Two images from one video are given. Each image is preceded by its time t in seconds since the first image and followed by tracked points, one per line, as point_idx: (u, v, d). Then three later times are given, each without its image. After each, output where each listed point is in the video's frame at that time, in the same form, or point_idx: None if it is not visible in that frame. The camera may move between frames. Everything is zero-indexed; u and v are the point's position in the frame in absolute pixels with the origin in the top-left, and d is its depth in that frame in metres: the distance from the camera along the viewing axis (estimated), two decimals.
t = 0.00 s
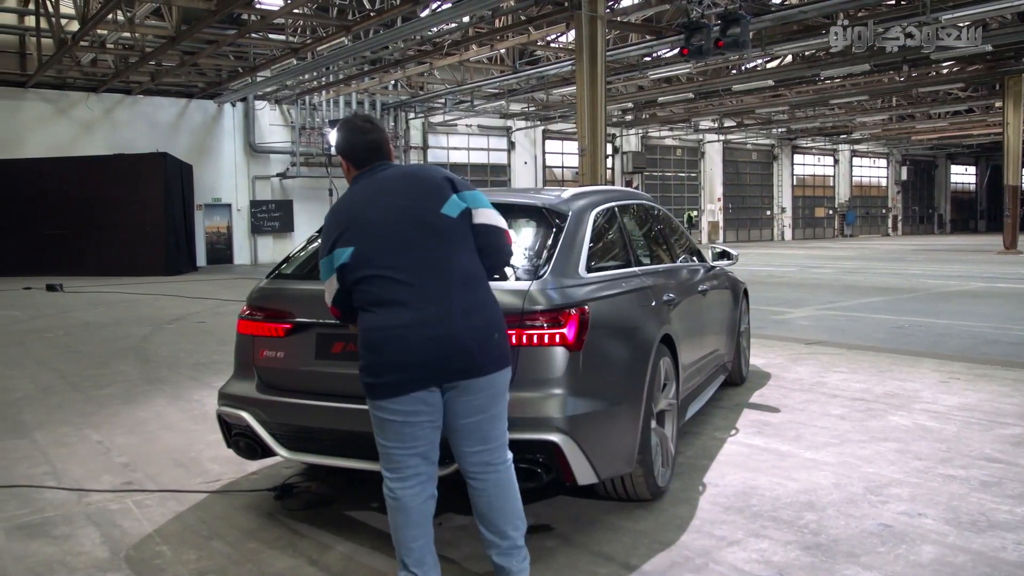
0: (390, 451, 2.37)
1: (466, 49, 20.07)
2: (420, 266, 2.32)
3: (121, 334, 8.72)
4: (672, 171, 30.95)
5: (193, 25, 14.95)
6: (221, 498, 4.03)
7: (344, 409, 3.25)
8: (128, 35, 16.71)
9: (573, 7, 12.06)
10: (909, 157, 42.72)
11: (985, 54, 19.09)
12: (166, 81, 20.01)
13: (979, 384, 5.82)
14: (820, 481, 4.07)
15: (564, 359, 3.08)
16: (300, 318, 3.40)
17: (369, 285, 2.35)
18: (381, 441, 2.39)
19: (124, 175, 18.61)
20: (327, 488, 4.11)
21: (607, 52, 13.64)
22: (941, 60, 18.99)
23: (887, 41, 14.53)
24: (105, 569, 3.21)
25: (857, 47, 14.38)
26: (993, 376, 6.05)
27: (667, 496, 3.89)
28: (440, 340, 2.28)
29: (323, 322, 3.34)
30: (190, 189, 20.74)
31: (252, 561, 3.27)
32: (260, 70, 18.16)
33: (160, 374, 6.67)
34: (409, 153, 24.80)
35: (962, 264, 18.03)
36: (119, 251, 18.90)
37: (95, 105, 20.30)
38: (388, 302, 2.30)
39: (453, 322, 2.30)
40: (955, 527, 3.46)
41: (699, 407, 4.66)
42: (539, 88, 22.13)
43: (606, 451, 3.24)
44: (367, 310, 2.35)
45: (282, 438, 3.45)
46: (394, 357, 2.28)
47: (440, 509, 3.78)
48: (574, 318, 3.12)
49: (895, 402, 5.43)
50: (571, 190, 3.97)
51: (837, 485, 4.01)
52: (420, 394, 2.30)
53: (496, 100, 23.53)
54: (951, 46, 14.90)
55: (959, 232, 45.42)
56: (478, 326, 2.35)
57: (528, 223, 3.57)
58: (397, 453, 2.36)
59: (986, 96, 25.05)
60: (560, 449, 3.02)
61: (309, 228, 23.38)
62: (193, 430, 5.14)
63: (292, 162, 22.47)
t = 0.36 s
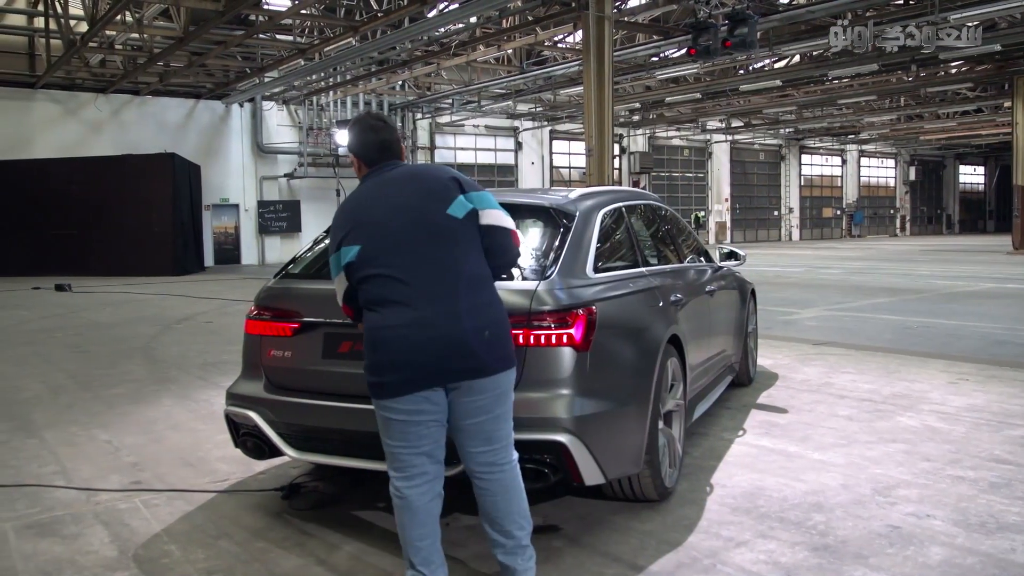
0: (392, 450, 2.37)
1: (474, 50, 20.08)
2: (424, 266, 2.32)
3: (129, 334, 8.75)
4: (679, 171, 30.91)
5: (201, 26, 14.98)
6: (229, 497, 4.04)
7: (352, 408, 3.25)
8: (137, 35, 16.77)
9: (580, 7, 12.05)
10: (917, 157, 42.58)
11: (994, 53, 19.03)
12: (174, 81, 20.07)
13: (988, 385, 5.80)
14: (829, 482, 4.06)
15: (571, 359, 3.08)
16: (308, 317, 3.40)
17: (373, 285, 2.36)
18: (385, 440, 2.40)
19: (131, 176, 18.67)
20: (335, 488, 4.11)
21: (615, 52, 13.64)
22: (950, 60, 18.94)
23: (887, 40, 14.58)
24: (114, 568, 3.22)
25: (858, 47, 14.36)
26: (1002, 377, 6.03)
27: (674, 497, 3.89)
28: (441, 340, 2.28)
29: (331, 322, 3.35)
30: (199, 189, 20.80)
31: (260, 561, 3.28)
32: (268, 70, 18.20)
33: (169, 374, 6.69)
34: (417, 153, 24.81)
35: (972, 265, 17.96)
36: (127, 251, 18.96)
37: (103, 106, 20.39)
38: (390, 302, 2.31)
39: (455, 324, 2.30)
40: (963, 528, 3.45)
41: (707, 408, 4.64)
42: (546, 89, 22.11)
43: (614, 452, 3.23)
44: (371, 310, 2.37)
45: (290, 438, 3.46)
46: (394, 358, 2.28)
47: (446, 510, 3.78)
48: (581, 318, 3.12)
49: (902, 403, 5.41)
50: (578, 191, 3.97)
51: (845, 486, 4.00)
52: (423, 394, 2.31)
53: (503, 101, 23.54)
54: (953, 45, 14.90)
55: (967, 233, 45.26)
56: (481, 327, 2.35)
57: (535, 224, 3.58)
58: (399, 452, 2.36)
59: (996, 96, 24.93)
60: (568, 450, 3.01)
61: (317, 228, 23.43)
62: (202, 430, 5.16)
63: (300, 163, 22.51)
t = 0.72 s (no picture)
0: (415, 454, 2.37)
1: (477, 52, 20.10)
2: (468, 269, 2.34)
3: (133, 335, 8.76)
4: (683, 172, 30.90)
5: (205, 28, 15.01)
6: (233, 498, 4.04)
7: (354, 408, 3.25)
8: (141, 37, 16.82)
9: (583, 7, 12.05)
10: (921, 159, 42.55)
11: (998, 54, 19.02)
12: (178, 83, 20.12)
13: (992, 387, 5.79)
14: (832, 483, 4.05)
15: (575, 361, 3.08)
16: (310, 316, 3.41)
17: (410, 284, 2.33)
18: (404, 443, 2.39)
19: (137, 178, 18.72)
20: (338, 489, 4.11)
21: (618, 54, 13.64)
22: (953, 61, 18.93)
23: (886, 41, 14.61)
24: (117, 569, 3.22)
25: (857, 47, 14.33)
26: (1005, 379, 6.01)
27: (677, 498, 3.88)
28: (484, 344, 2.31)
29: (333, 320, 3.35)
30: (202, 191, 20.84)
31: (263, 561, 3.28)
32: (272, 72, 18.22)
33: (173, 375, 6.70)
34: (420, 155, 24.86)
35: (975, 266, 17.93)
36: (132, 252, 18.99)
37: (108, 107, 20.42)
38: (431, 304, 2.30)
39: (497, 327, 2.34)
40: (967, 530, 3.44)
41: (710, 409, 4.64)
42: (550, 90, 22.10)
43: (617, 453, 3.23)
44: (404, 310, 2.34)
45: (293, 439, 3.46)
46: (436, 360, 2.28)
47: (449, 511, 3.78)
48: (585, 319, 3.12)
49: (906, 404, 5.40)
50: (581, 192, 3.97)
51: (849, 488, 3.99)
52: (454, 396, 2.32)
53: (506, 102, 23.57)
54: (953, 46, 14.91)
55: (971, 234, 45.21)
56: (516, 331, 2.39)
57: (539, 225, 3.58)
58: (422, 454, 2.36)
59: (1000, 97, 24.89)
60: (571, 451, 3.01)
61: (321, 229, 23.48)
62: (205, 431, 5.17)
63: (303, 164, 22.54)
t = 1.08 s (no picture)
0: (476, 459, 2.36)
1: (478, 54, 20.12)
2: (574, 281, 2.40)
3: (135, 338, 8.77)
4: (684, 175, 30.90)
5: (207, 30, 15.03)
6: (234, 501, 4.04)
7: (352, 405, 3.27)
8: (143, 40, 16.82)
9: (584, 10, 12.06)
10: (922, 161, 42.56)
11: (999, 57, 19.02)
12: (180, 86, 20.12)
13: (994, 390, 5.78)
14: (833, 486, 4.05)
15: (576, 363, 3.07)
16: (306, 301, 3.41)
17: (528, 289, 2.30)
18: (465, 445, 2.36)
19: (138, 180, 18.75)
20: (339, 492, 4.11)
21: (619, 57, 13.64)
22: (955, 63, 18.93)
23: (886, 41, 14.62)
24: (118, 572, 3.22)
25: (857, 47, 14.31)
26: (1006, 381, 6.01)
27: (678, 500, 3.87)
28: (584, 355, 2.39)
29: (330, 306, 3.36)
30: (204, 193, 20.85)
31: (264, 564, 3.28)
32: (273, 74, 18.24)
33: (174, 377, 6.70)
34: (421, 157, 24.89)
35: (977, 269, 17.93)
36: (135, 254, 19.00)
37: (109, 110, 20.42)
38: (545, 317, 2.31)
39: (592, 340, 2.43)
40: (969, 533, 3.44)
41: (711, 411, 4.64)
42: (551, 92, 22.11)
43: (619, 456, 3.22)
44: (517, 316, 2.29)
45: (294, 441, 3.45)
46: (545, 371, 2.30)
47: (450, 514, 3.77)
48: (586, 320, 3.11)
49: (907, 407, 5.41)
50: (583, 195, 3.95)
51: (850, 490, 3.99)
52: (538, 407, 2.33)
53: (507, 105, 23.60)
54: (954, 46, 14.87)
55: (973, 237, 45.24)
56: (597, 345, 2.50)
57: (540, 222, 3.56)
58: (484, 462, 2.35)
59: (1001, 99, 24.88)
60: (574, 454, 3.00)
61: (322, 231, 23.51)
62: (207, 433, 5.17)
63: (305, 166, 22.56)
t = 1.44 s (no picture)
0: (584, 460, 2.29)
1: (478, 58, 20.14)
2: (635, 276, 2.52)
3: (134, 341, 8.77)
4: (683, 177, 30.91)
5: (207, 33, 15.03)
6: (233, 504, 4.04)
7: (350, 406, 3.28)
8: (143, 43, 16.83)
9: (584, 14, 12.08)
10: (922, 164, 42.60)
11: (998, 60, 19.04)
12: (180, 89, 20.14)
13: (994, 393, 5.78)
14: (833, 489, 4.05)
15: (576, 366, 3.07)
16: (299, 276, 3.40)
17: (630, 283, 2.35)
18: (579, 449, 2.27)
19: (138, 183, 18.76)
20: (339, 495, 4.11)
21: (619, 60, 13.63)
22: (954, 66, 18.95)
23: (886, 42, 14.63)
24: None
25: (857, 47, 14.30)
26: (1007, 385, 6.01)
27: (678, 504, 3.87)
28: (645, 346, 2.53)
29: (323, 282, 3.35)
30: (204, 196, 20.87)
31: (264, 567, 3.28)
32: (273, 77, 18.24)
33: (175, 380, 6.71)
34: (421, 160, 24.92)
35: (977, 272, 17.95)
36: (134, 256, 18.99)
37: (109, 113, 20.43)
38: (638, 307, 2.37)
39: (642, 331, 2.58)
40: (969, 536, 3.44)
41: (711, 415, 4.64)
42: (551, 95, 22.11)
43: (618, 461, 3.21)
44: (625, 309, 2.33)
45: (294, 445, 3.45)
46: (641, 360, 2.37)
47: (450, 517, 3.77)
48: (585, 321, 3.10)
49: (907, 410, 5.41)
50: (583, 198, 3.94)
51: (850, 494, 3.99)
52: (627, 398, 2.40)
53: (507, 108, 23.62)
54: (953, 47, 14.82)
55: (972, 240, 45.29)
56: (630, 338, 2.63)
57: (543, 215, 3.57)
58: (593, 461, 2.31)
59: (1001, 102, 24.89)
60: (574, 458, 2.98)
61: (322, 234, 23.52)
62: (207, 437, 5.17)
63: (305, 169, 22.58)
